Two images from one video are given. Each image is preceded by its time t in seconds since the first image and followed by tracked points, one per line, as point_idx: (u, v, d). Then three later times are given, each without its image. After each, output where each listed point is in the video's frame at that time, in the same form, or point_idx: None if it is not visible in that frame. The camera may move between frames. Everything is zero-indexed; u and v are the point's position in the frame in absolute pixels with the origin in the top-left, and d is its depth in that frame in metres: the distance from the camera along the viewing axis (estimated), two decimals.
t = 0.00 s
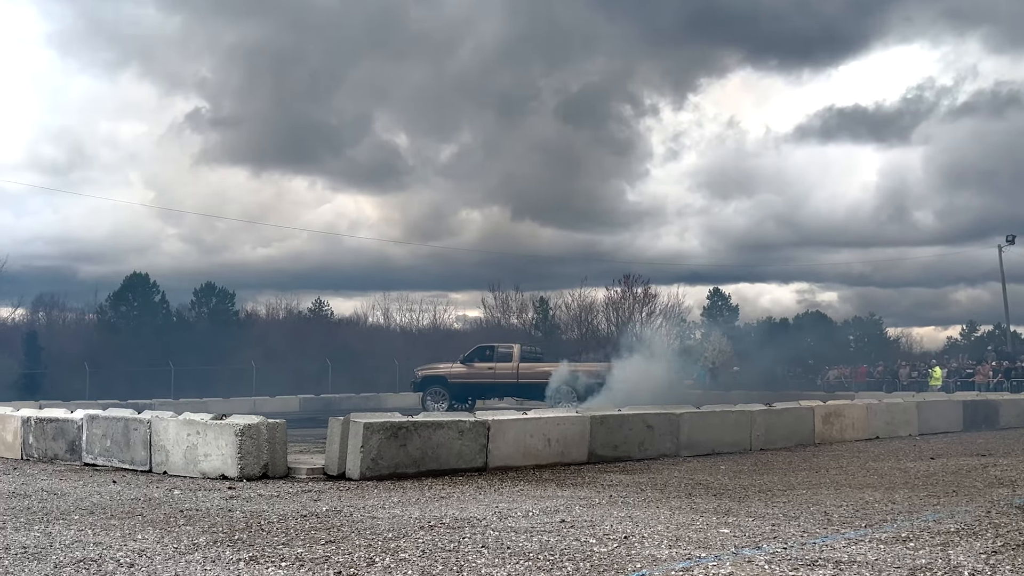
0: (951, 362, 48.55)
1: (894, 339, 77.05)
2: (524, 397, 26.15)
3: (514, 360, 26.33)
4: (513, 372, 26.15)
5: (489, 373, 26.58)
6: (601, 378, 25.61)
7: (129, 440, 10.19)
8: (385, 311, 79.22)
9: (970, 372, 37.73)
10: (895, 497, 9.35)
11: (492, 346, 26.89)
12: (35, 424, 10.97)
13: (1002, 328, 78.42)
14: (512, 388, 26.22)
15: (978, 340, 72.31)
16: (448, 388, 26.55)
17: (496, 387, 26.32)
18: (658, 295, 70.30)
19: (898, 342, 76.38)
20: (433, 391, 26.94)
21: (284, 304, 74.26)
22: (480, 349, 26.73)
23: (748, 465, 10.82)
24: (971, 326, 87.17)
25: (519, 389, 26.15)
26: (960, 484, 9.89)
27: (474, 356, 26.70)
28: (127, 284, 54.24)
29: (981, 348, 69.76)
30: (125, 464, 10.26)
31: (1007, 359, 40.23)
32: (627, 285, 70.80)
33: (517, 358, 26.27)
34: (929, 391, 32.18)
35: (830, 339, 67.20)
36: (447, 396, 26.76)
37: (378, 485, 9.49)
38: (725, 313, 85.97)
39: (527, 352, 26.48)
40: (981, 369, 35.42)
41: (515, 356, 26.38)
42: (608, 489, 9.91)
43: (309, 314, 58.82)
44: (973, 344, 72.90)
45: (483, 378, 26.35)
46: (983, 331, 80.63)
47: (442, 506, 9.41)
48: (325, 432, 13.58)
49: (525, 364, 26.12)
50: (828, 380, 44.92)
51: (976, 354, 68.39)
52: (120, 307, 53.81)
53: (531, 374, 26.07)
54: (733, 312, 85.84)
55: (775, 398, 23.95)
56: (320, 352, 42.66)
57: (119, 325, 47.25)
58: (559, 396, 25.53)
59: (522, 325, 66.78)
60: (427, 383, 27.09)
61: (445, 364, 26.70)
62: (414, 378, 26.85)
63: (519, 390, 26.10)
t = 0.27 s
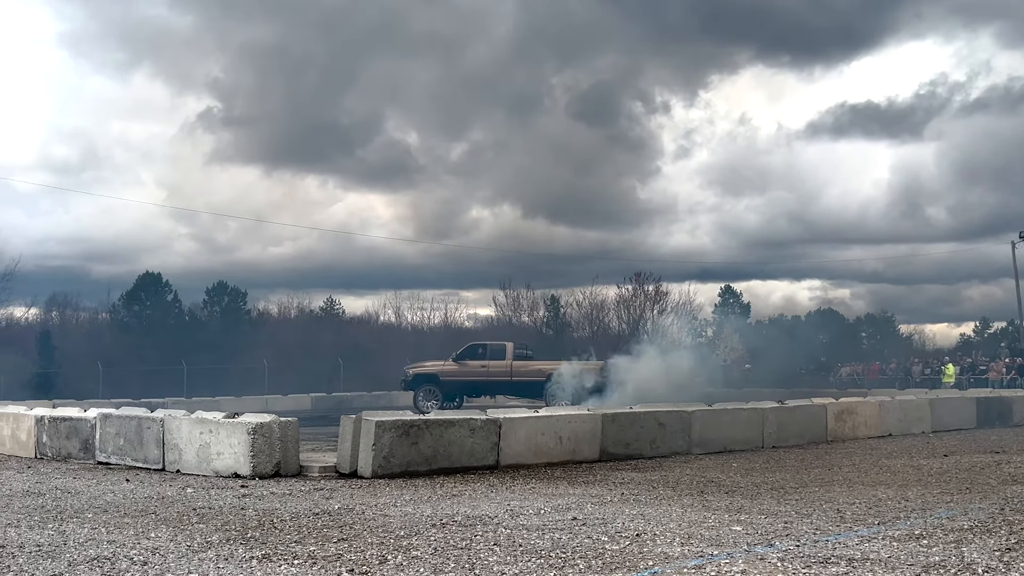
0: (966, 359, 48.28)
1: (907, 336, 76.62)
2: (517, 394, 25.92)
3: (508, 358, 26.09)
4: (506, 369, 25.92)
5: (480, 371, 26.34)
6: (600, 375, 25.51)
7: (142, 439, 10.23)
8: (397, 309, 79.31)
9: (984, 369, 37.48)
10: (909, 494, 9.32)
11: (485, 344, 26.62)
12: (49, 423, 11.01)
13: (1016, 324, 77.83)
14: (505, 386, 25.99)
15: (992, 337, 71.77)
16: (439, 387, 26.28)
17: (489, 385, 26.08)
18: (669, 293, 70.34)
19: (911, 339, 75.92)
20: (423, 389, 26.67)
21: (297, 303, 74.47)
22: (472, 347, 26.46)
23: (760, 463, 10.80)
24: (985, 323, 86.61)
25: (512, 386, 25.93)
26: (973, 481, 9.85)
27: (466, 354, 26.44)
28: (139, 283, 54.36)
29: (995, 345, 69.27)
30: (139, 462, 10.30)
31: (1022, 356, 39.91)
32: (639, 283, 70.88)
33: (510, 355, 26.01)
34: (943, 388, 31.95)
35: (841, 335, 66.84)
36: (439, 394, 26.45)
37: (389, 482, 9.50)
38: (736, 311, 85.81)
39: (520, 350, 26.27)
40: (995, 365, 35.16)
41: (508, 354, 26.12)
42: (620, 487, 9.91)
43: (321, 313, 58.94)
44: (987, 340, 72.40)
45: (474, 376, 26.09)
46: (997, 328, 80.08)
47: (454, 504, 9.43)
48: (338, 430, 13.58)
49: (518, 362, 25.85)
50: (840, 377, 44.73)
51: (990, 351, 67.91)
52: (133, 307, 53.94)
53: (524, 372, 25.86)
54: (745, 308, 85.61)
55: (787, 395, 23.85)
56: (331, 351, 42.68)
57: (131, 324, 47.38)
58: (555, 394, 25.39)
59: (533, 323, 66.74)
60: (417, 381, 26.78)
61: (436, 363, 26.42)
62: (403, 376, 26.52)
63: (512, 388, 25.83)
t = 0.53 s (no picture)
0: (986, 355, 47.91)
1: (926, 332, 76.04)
2: (511, 392, 25.78)
3: (501, 357, 25.95)
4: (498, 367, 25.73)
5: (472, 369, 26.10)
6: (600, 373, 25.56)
7: (162, 438, 10.28)
8: (414, 307, 79.38)
9: (1005, 365, 37.14)
10: (929, 491, 9.27)
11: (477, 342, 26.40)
12: (69, 423, 11.07)
13: None
14: (497, 384, 25.79)
15: (1012, 333, 71.12)
16: (431, 385, 25.95)
17: (482, 382, 25.87)
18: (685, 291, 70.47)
19: (930, 335, 75.36)
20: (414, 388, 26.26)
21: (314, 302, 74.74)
22: (464, 345, 26.21)
23: (779, 460, 10.77)
24: (1005, 318, 85.83)
25: (504, 384, 25.75)
26: (994, 478, 9.79)
27: (459, 352, 26.15)
28: (158, 284, 54.52)
29: (1015, 341, 68.64)
30: (158, 462, 10.35)
31: None
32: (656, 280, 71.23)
33: (503, 354, 25.89)
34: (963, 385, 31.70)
35: (855, 332, 66.31)
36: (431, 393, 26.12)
37: (407, 481, 9.53)
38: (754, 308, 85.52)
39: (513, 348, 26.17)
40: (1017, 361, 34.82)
41: (502, 352, 26.00)
42: (638, 484, 9.91)
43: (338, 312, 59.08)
44: (1007, 336, 71.73)
45: (467, 374, 25.81)
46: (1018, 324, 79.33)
47: (472, 502, 9.45)
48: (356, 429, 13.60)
49: (512, 361, 25.71)
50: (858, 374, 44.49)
51: (1010, 347, 67.26)
52: (152, 306, 54.20)
53: (518, 371, 25.78)
54: (762, 306, 85.29)
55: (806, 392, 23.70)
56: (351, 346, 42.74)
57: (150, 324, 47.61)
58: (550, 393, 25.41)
59: (550, 321, 66.78)
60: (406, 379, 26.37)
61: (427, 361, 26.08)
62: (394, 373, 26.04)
63: (505, 386, 25.66)
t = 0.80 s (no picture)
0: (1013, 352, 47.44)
1: (950, 328, 75.40)
2: (504, 390, 25.99)
3: (493, 355, 26.11)
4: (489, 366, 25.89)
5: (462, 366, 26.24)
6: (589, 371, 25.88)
7: (186, 438, 10.35)
8: (434, 306, 79.56)
9: None
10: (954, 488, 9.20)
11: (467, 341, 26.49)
12: (94, 423, 11.14)
13: None
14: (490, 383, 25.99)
15: None
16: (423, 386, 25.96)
17: (473, 381, 26.02)
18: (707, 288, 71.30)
19: (954, 331, 74.71)
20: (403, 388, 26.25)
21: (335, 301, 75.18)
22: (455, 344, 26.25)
23: (802, 457, 10.72)
24: None
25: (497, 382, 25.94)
26: (1021, 474, 9.70)
27: (448, 352, 26.15)
28: (180, 286, 54.86)
29: None
30: (182, 461, 10.41)
31: None
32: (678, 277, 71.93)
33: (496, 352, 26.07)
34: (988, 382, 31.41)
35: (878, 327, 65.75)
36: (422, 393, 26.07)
37: (430, 479, 9.55)
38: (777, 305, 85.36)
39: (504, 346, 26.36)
40: None
41: (494, 351, 26.17)
42: (660, 482, 9.89)
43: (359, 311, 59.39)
44: None
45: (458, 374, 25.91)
46: None
47: (494, 501, 9.46)
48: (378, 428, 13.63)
49: (504, 358, 25.92)
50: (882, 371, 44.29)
51: None
52: (174, 307, 54.41)
53: (512, 369, 25.96)
54: (785, 303, 85.12)
55: (829, 390, 23.53)
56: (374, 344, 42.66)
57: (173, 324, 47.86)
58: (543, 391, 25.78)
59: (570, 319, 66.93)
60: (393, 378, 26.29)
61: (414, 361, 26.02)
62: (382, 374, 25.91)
63: (498, 385, 25.85)
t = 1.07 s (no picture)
0: None
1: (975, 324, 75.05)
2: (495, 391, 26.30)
3: (485, 355, 26.29)
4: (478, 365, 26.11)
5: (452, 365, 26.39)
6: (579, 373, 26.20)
7: (211, 437, 10.41)
8: (456, 305, 80.00)
9: None
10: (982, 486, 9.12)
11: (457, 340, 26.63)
12: (120, 423, 11.23)
13: None
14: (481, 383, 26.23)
15: None
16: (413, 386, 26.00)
17: (464, 381, 26.16)
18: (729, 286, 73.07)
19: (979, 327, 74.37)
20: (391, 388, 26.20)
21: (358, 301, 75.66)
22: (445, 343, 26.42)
23: (828, 456, 10.66)
24: None
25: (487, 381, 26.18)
26: None
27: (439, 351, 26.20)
28: (205, 286, 54.62)
29: None
30: (208, 461, 10.48)
31: None
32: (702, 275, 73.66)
33: (487, 352, 26.25)
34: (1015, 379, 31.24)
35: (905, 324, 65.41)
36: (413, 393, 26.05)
37: (453, 478, 9.57)
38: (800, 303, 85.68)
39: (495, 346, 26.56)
40: None
41: (485, 351, 26.32)
42: (684, 481, 9.86)
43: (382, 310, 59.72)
44: None
45: (448, 373, 26.05)
46: None
47: (518, 499, 9.46)
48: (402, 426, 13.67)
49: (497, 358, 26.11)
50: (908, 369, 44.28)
51: None
52: (199, 308, 54.51)
53: (503, 368, 26.26)
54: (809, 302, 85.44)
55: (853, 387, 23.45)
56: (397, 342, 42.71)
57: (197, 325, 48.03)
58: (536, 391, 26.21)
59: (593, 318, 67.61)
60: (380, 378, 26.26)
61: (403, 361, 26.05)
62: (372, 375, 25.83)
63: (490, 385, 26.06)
